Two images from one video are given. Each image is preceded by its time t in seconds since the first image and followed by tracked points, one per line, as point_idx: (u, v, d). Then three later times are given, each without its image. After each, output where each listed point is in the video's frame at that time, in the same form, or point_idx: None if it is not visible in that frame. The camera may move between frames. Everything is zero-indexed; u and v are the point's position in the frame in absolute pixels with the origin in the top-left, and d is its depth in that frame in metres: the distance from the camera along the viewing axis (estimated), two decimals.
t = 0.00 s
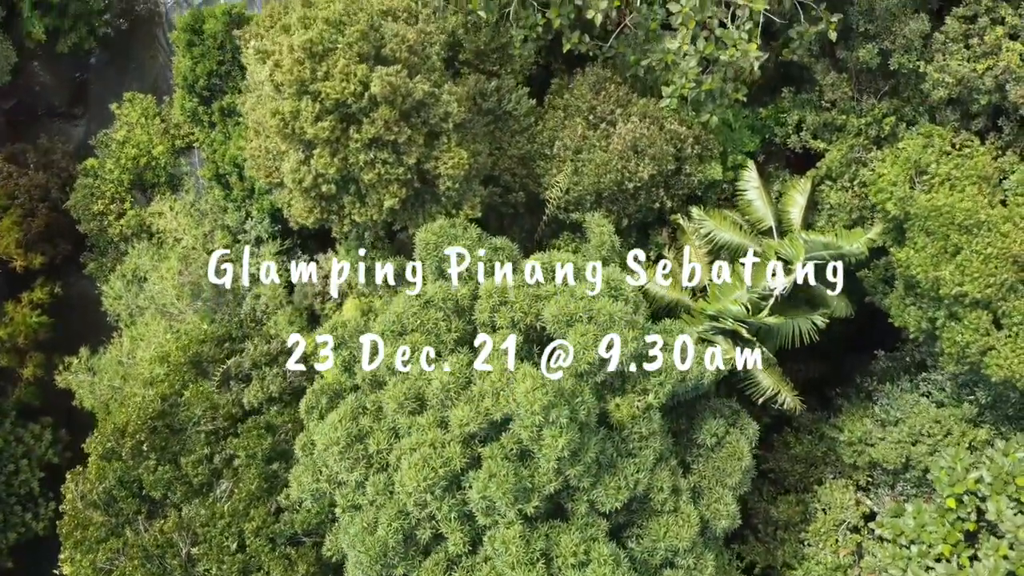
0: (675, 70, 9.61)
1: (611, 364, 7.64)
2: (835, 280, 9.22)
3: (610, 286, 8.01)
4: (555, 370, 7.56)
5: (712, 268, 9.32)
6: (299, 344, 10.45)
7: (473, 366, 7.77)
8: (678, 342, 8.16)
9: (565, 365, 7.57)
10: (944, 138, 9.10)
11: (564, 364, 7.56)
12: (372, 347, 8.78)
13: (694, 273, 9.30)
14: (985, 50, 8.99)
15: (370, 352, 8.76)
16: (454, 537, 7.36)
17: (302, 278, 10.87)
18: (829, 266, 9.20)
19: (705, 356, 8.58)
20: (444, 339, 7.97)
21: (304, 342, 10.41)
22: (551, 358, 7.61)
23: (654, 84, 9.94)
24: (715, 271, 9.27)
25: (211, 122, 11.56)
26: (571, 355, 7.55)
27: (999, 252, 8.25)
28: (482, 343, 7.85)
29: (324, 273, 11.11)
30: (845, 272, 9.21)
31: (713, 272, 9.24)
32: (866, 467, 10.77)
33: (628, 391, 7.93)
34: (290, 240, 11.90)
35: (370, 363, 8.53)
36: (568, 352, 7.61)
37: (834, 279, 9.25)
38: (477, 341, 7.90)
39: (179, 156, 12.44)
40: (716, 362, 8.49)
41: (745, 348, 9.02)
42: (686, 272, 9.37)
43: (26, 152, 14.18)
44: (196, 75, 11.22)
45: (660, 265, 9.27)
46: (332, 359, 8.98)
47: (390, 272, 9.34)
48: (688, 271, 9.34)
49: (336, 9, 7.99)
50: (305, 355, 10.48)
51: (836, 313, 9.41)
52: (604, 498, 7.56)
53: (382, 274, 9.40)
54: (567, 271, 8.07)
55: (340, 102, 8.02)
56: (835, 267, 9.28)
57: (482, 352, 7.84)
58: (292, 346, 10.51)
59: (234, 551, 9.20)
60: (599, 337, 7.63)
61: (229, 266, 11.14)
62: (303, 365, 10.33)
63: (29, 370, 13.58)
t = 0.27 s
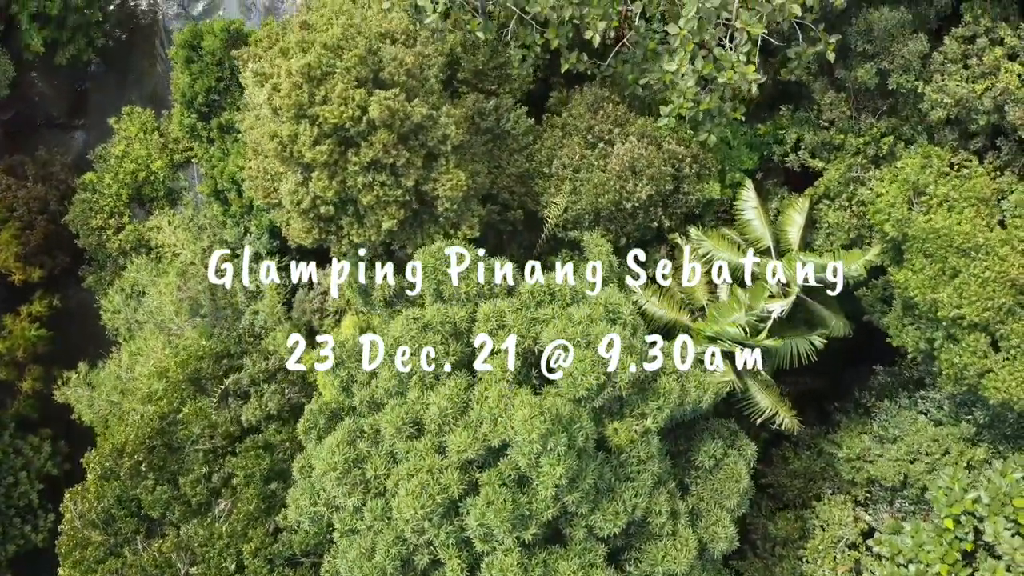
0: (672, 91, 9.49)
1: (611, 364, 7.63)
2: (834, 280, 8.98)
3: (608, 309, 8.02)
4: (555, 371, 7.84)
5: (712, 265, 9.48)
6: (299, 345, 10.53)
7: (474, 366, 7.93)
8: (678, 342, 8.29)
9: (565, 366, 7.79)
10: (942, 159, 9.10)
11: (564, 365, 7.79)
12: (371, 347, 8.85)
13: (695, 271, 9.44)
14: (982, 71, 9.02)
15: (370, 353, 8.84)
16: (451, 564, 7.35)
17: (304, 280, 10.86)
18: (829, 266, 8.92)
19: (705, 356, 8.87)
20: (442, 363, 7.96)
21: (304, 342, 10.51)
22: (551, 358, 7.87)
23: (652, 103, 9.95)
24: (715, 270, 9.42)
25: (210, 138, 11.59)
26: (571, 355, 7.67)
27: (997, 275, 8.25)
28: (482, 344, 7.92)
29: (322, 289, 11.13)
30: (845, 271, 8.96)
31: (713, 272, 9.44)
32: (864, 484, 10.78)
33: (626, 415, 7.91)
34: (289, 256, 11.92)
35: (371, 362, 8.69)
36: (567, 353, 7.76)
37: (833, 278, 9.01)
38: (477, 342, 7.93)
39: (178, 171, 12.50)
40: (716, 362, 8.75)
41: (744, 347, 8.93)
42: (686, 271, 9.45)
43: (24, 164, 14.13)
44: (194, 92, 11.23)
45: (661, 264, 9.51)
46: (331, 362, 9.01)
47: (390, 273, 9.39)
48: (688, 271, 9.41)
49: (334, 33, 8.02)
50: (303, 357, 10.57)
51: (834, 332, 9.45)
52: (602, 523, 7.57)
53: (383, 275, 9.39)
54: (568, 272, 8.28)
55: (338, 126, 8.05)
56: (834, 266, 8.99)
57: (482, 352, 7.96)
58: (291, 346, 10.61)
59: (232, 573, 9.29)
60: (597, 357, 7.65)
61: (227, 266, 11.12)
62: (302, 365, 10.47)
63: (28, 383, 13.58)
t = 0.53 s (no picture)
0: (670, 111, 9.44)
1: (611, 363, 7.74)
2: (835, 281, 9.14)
3: (606, 333, 8.01)
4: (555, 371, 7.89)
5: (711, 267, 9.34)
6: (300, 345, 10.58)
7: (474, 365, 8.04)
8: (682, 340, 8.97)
9: (565, 366, 7.86)
10: (941, 180, 9.10)
11: (563, 365, 7.85)
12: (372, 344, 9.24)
13: (695, 271, 9.50)
14: (981, 92, 9.02)
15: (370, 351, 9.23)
16: None
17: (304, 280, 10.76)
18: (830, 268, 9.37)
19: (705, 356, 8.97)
20: (440, 387, 7.95)
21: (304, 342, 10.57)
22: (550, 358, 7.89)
23: (650, 122, 9.94)
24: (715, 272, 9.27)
25: (209, 154, 11.59)
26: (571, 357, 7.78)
27: (995, 299, 8.29)
28: (482, 344, 8.00)
29: (321, 306, 11.14)
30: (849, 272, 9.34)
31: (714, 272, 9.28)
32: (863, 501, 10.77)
33: (624, 440, 7.89)
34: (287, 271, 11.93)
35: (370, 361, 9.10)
36: (566, 353, 7.85)
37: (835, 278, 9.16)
38: (477, 341, 8.03)
39: (177, 186, 12.54)
40: (716, 362, 8.85)
41: (744, 347, 8.92)
42: (687, 271, 9.54)
43: (22, 176, 14.03)
44: (192, 108, 11.23)
45: (663, 265, 9.97)
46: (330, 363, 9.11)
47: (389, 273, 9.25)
48: (689, 271, 9.51)
49: (331, 59, 8.10)
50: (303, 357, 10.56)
51: (833, 352, 9.41)
52: (601, 549, 7.59)
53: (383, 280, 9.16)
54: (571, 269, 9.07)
55: (336, 150, 8.08)
56: (834, 267, 9.56)
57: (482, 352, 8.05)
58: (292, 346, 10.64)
59: None
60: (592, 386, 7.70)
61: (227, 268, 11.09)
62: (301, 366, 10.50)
63: (27, 397, 13.59)
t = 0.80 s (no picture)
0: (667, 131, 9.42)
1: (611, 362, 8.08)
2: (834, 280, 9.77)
3: (604, 358, 8.02)
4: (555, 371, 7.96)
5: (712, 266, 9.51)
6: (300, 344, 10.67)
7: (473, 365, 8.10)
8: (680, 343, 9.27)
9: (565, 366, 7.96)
10: (939, 202, 9.12)
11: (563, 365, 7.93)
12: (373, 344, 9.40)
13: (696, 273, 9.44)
14: (979, 113, 9.01)
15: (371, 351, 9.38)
16: None
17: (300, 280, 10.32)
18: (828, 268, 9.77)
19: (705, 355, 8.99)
20: (438, 412, 7.96)
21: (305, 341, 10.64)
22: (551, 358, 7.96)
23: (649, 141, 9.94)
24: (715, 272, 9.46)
25: (207, 170, 11.59)
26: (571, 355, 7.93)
27: (993, 324, 8.29)
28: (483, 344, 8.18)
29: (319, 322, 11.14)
30: (844, 272, 9.73)
31: (714, 272, 9.47)
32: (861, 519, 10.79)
33: (623, 464, 7.90)
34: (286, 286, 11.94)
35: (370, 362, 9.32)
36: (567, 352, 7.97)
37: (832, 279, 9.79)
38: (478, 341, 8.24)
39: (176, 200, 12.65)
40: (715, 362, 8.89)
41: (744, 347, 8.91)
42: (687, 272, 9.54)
43: (22, 189, 13.94)
44: (191, 125, 11.23)
45: (660, 265, 9.87)
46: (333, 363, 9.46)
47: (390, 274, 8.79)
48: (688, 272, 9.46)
49: (330, 85, 8.17)
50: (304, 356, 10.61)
51: (831, 372, 9.46)
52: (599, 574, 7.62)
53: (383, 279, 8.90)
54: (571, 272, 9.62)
55: (335, 174, 8.10)
56: (835, 266, 9.82)
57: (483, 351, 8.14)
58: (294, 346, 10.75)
59: None
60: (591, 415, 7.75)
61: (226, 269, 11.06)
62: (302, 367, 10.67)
63: (27, 410, 13.60)
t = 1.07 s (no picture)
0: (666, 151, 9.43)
1: (611, 362, 9.07)
2: (835, 280, 9.75)
3: (604, 383, 8.03)
4: (555, 369, 8.32)
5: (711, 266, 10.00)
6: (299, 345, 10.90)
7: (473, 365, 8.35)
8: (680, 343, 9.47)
9: (565, 364, 8.34)
10: (938, 224, 9.16)
11: (563, 364, 8.33)
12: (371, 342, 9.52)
13: (695, 271, 9.92)
14: (979, 135, 8.99)
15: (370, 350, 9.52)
16: None
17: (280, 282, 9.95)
18: (830, 267, 9.74)
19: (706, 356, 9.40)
20: (438, 436, 7.96)
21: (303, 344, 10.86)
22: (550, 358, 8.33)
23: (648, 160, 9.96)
24: (715, 271, 9.96)
25: (207, 187, 11.61)
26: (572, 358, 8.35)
27: (992, 348, 8.30)
28: (482, 344, 8.37)
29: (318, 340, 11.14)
30: (844, 271, 9.74)
31: (714, 272, 9.97)
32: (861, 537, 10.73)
33: (622, 489, 7.90)
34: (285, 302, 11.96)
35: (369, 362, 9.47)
36: (568, 352, 8.37)
37: (833, 277, 9.78)
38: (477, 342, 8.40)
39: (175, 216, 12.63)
40: (716, 361, 9.31)
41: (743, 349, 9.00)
42: (687, 272, 9.95)
43: (22, 202, 13.92)
44: (191, 142, 11.25)
45: (660, 266, 9.80)
46: (343, 359, 9.63)
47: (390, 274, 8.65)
48: (688, 271, 9.91)
49: (330, 111, 8.21)
50: (302, 359, 10.76)
51: (831, 393, 9.45)
52: None
53: (383, 279, 8.70)
54: (568, 271, 9.83)
55: (335, 200, 8.13)
56: (835, 266, 9.78)
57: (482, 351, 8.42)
58: (292, 347, 10.93)
59: None
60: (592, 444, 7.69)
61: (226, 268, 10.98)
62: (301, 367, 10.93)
63: (27, 424, 13.60)
